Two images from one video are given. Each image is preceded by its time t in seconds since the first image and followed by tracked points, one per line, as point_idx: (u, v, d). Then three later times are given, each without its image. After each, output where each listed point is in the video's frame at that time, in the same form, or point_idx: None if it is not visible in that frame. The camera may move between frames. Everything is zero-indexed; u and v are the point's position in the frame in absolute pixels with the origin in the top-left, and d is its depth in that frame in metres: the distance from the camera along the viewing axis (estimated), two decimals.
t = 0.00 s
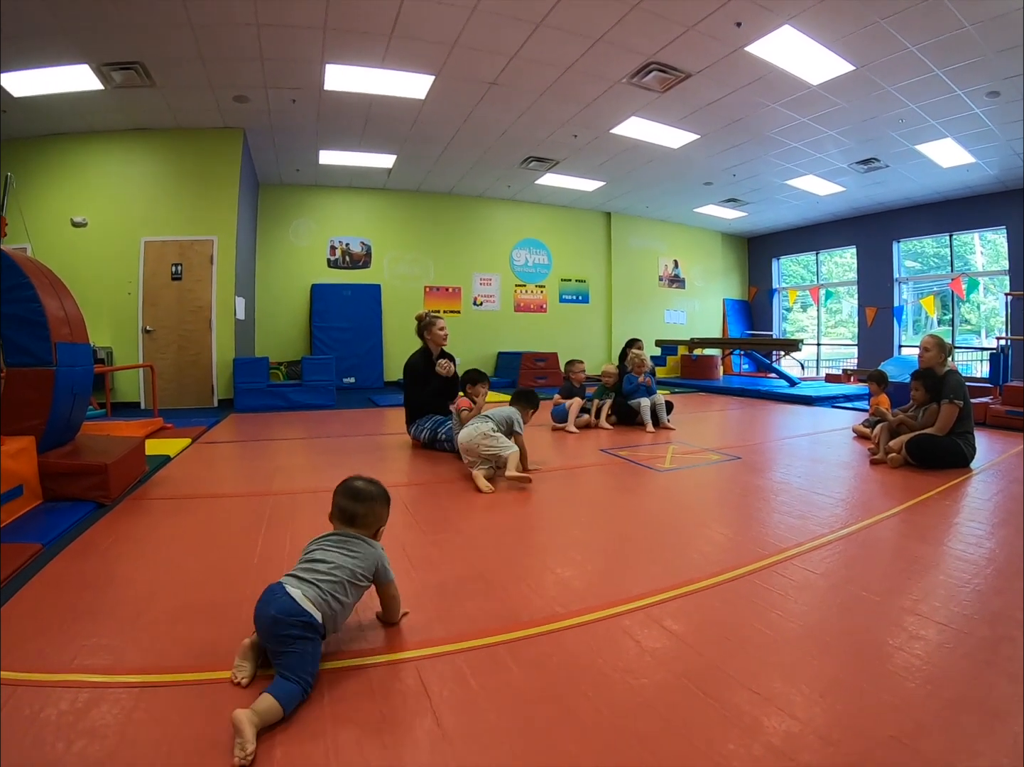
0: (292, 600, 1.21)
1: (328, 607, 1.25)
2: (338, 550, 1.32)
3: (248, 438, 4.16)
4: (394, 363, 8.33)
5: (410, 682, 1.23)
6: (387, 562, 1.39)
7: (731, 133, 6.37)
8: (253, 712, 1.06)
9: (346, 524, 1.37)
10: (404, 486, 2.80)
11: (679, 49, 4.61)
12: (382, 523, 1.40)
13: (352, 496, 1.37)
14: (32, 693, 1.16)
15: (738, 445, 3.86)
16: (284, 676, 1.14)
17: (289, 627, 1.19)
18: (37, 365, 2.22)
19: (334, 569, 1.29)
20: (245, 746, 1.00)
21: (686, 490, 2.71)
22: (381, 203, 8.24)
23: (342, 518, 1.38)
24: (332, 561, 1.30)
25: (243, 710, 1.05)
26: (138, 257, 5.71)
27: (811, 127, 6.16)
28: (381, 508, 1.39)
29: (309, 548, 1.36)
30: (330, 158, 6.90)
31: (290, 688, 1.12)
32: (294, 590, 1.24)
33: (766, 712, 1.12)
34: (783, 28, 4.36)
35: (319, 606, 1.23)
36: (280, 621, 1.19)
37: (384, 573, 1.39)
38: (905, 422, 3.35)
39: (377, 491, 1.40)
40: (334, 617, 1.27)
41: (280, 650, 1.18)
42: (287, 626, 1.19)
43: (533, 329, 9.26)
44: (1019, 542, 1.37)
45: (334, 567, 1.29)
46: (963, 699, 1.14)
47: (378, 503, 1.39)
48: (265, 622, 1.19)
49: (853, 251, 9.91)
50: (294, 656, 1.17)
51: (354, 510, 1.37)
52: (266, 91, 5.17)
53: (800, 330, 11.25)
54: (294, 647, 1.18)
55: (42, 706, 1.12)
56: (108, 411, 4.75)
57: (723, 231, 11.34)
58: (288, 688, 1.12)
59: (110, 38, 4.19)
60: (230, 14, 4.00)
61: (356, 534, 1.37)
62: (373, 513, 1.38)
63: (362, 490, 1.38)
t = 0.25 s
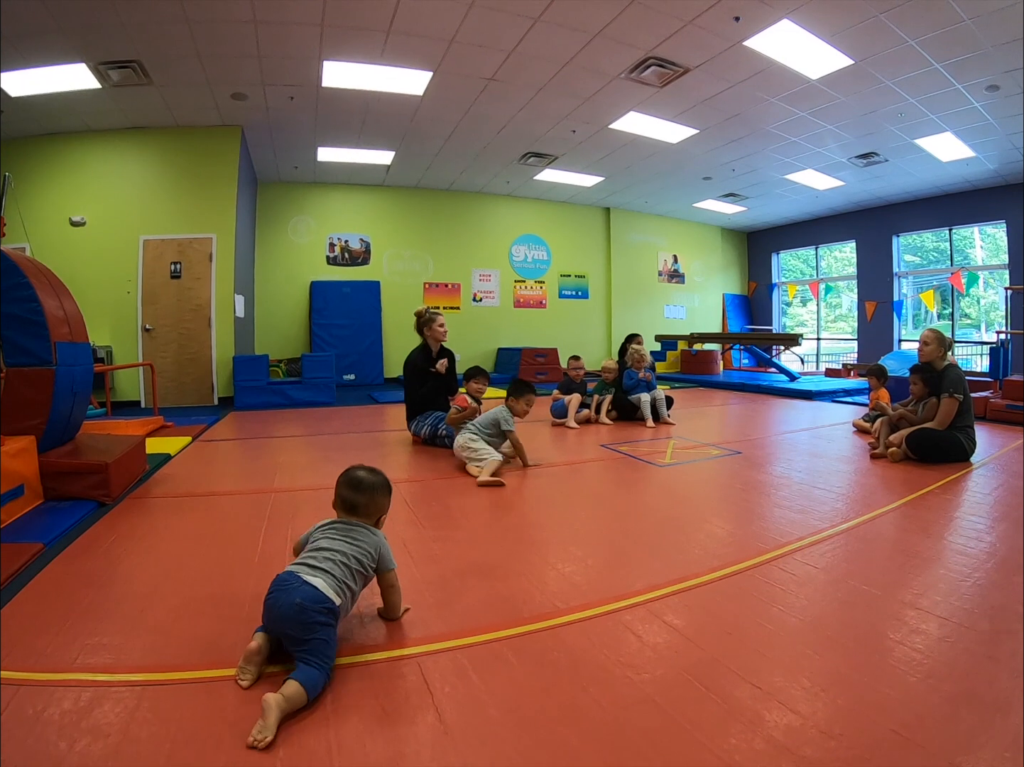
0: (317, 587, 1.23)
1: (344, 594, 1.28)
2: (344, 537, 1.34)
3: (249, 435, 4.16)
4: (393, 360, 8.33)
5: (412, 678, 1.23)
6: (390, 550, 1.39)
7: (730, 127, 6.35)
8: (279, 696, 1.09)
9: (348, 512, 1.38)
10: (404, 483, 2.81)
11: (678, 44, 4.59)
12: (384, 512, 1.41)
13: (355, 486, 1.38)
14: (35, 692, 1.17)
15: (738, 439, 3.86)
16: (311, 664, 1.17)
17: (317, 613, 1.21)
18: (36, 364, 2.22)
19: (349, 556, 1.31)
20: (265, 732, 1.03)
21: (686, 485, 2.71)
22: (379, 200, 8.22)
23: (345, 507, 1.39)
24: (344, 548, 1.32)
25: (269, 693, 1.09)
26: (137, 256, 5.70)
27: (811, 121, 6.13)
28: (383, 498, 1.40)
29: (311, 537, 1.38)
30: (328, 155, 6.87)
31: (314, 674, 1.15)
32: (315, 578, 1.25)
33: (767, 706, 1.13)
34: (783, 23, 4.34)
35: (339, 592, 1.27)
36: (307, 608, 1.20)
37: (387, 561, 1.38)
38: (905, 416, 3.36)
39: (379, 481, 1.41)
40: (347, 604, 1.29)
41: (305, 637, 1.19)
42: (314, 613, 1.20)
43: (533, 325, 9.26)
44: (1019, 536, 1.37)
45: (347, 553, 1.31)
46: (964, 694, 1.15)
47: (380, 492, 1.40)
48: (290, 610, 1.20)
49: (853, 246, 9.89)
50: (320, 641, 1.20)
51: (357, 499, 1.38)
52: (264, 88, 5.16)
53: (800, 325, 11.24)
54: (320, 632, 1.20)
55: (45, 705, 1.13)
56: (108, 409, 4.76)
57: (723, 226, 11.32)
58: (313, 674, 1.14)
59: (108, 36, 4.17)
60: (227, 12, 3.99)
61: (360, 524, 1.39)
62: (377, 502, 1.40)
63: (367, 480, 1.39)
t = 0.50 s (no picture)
0: (321, 552, 1.35)
1: (345, 560, 1.40)
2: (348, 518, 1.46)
3: (249, 433, 4.17)
4: (393, 357, 8.33)
5: (413, 676, 1.24)
6: (389, 540, 1.48)
7: (729, 123, 6.33)
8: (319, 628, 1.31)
9: (356, 499, 1.49)
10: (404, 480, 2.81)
11: (676, 39, 4.57)
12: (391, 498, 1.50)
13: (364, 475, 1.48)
14: (37, 691, 1.17)
15: (738, 435, 3.87)
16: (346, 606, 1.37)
17: (325, 572, 1.33)
18: (34, 363, 2.22)
19: (351, 529, 1.43)
20: (313, 653, 1.26)
21: (685, 481, 2.72)
22: (378, 197, 8.20)
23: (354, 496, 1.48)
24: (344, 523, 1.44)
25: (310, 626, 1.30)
26: (135, 254, 5.69)
27: (810, 116, 6.12)
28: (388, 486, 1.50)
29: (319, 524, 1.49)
30: (326, 152, 6.85)
31: (351, 612, 1.36)
32: (319, 547, 1.37)
33: (767, 701, 1.13)
34: (781, 18, 4.32)
35: (343, 556, 1.39)
36: (318, 569, 1.32)
37: (384, 549, 1.47)
38: (905, 411, 3.36)
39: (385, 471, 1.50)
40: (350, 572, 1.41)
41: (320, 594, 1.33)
42: (325, 572, 1.33)
43: (532, 322, 9.26)
44: (1018, 532, 1.38)
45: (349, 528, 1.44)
46: (962, 688, 1.16)
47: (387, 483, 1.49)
48: (301, 574, 1.31)
49: (852, 241, 9.88)
50: (334, 594, 1.34)
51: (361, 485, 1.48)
52: (262, 86, 5.13)
53: (799, 320, 11.24)
54: (332, 587, 1.34)
55: (46, 704, 1.13)
56: (107, 408, 4.76)
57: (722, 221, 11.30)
58: (351, 614, 1.36)
59: (104, 35, 4.14)
60: (224, 9, 3.97)
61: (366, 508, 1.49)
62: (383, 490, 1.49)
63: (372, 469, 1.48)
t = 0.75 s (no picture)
0: (333, 548, 1.43)
1: (355, 556, 1.47)
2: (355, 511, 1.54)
3: (249, 431, 4.17)
4: (392, 354, 8.32)
5: (414, 673, 1.24)
6: (393, 528, 1.56)
7: (728, 119, 6.31)
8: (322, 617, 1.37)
9: (362, 493, 1.57)
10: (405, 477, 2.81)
11: (676, 35, 4.56)
12: (396, 492, 1.58)
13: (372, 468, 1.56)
14: (38, 691, 1.17)
15: (737, 432, 3.87)
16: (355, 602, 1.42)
17: (338, 568, 1.41)
18: (34, 362, 2.22)
19: (359, 525, 1.51)
20: (323, 641, 1.31)
21: (686, 478, 2.73)
22: (377, 194, 8.19)
23: (363, 489, 1.56)
24: (351, 519, 1.51)
25: (317, 615, 1.36)
26: (134, 252, 5.68)
27: (810, 113, 6.10)
28: (393, 480, 1.58)
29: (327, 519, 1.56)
30: (326, 150, 6.83)
31: (359, 608, 1.41)
32: (330, 544, 1.44)
33: (768, 698, 1.14)
34: (780, 14, 4.31)
35: (353, 552, 1.47)
36: (330, 565, 1.39)
37: (388, 537, 1.53)
38: (905, 408, 3.37)
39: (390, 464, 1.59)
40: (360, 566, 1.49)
41: (333, 588, 1.39)
42: (337, 568, 1.40)
43: (532, 319, 9.25)
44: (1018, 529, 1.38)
45: (357, 523, 1.51)
46: (962, 685, 1.16)
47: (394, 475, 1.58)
48: (315, 570, 1.38)
49: (852, 238, 9.87)
50: (346, 590, 1.41)
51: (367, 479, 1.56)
52: (260, 83, 5.12)
53: (799, 317, 11.23)
54: (345, 583, 1.41)
55: (48, 703, 1.14)
56: (107, 406, 4.76)
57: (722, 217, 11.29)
58: (361, 611, 1.41)
59: (102, 33, 4.13)
60: (223, 7, 3.96)
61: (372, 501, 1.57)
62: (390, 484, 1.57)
63: (378, 463, 1.57)
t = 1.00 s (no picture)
0: (349, 543, 1.42)
1: (373, 553, 1.47)
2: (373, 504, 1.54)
3: (249, 430, 4.17)
4: (392, 352, 8.32)
5: (414, 671, 1.25)
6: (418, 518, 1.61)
7: (728, 117, 6.30)
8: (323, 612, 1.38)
9: (376, 488, 1.57)
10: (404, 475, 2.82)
11: (675, 32, 4.55)
12: (409, 485, 1.60)
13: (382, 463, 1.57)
14: (38, 690, 1.18)
15: (737, 429, 3.88)
16: (356, 603, 1.41)
17: (352, 565, 1.40)
18: (34, 361, 2.22)
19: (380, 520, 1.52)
20: (322, 642, 1.31)
21: (686, 475, 2.73)
22: (376, 192, 8.17)
23: (375, 485, 1.57)
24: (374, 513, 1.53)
25: (316, 614, 1.35)
26: (133, 251, 5.67)
27: (810, 111, 6.10)
28: (405, 474, 1.58)
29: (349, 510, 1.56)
30: (325, 148, 6.82)
31: (360, 610, 1.41)
32: (349, 537, 1.44)
33: (769, 695, 1.15)
34: (780, 12, 4.30)
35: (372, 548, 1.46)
36: (344, 561, 1.39)
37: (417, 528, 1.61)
38: (905, 405, 3.37)
39: (402, 459, 1.59)
40: (378, 562, 1.49)
41: (345, 584, 1.40)
42: (351, 565, 1.40)
43: (532, 317, 9.24)
44: (1017, 527, 1.38)
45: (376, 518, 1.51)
46: (962, 682, 1.17)
47: (405, 469, 1.58)
48: (328, 564, 1.38)
49: (852, 235, 9.87)
50: (358, 588, 1.41)
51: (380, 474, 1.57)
52: (260, 81, 5.10)
53: (799, 315, 11.23)
54: (356, 581, 1.40)
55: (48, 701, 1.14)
56: (107, 405, 4.76)
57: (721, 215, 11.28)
58: (360, 612, 1.40)
59: (101, 32, 4.13)
60: (221, 6, 3.95)
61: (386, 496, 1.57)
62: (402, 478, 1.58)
63: (388, 457, 1.57)
